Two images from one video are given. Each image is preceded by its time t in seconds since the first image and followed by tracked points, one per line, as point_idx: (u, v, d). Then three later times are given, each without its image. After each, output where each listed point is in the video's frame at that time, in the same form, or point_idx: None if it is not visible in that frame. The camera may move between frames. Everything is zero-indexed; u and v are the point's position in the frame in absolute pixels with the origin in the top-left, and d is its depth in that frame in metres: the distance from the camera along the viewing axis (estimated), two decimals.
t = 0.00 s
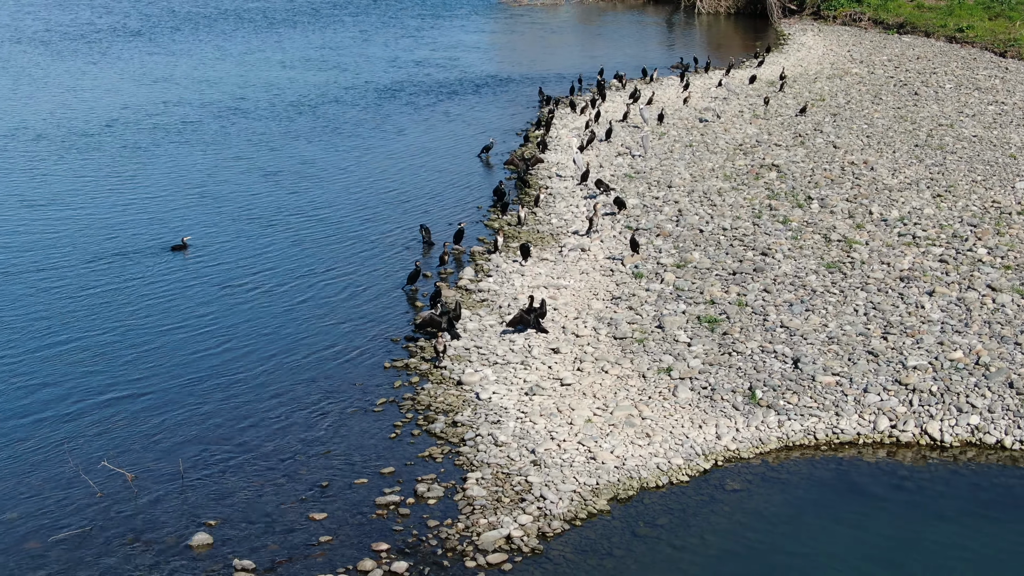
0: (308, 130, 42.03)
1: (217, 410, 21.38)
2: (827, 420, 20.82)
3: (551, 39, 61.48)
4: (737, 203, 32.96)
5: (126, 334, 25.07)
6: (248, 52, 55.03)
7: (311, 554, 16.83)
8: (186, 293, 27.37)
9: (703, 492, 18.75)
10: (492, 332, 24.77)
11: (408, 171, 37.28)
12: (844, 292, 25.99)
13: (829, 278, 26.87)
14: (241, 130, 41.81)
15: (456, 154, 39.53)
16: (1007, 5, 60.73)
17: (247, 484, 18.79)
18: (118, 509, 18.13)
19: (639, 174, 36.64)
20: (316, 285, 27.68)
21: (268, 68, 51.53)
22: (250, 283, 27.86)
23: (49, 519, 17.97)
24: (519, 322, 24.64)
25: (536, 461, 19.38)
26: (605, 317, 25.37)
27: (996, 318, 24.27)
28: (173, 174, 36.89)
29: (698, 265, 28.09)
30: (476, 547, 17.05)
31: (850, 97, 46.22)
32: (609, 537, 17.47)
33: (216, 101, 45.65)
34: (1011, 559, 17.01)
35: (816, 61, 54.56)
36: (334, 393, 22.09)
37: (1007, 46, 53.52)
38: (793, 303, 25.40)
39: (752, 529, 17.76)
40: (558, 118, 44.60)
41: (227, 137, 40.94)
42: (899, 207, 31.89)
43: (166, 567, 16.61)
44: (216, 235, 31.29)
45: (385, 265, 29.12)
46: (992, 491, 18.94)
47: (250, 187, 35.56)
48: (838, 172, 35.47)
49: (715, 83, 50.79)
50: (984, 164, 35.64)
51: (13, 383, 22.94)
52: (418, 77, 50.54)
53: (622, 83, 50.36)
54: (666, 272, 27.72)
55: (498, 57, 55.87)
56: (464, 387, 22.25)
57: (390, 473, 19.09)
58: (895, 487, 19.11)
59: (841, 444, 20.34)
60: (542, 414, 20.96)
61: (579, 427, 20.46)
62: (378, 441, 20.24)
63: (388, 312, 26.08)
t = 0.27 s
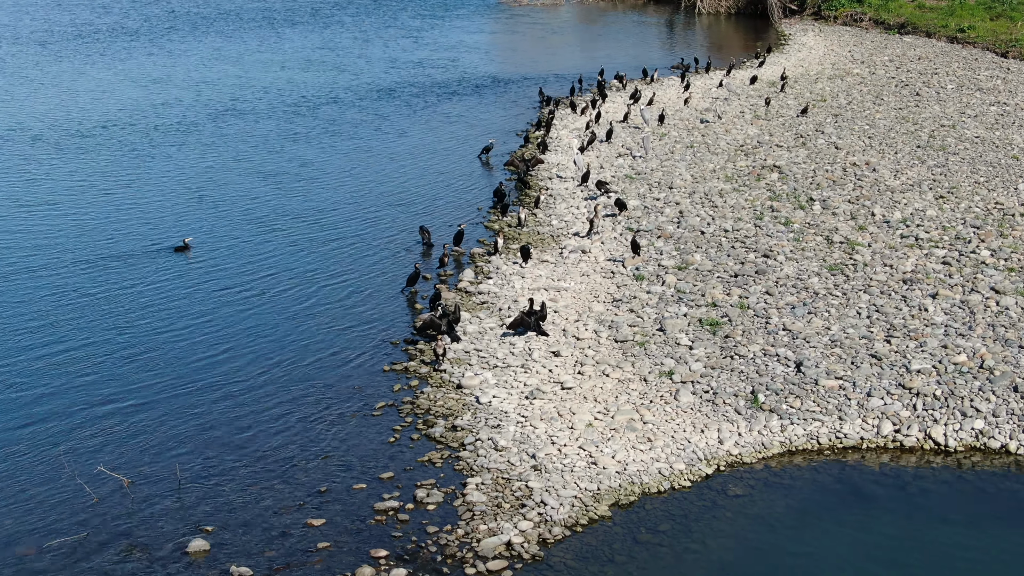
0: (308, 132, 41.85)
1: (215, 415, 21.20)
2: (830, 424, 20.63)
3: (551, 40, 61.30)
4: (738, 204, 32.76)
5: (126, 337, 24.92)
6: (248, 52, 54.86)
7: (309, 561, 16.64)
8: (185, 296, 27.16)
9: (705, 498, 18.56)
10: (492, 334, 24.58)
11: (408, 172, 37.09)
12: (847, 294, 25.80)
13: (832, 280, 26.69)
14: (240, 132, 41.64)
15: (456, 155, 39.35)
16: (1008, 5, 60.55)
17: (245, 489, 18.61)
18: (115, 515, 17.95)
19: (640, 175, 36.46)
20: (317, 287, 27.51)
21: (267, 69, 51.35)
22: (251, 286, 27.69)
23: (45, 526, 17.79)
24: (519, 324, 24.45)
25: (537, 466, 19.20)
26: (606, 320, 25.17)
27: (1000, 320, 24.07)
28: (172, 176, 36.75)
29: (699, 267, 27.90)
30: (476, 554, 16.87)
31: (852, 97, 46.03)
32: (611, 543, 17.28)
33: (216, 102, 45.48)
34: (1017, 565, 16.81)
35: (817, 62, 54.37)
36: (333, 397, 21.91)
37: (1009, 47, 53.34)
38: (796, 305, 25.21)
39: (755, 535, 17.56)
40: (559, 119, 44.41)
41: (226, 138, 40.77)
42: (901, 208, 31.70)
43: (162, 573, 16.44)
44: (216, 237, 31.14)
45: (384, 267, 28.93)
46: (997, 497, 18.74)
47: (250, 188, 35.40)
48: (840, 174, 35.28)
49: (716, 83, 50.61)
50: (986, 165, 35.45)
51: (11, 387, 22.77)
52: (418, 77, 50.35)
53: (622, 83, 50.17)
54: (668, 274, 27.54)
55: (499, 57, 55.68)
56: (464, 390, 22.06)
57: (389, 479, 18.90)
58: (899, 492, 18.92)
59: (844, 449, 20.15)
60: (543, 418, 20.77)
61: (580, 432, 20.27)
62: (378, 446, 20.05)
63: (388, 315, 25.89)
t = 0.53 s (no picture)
0: (307, 133, 41.66)
1: (213, 418, 21.01)
2: (833, 429, 20.44)
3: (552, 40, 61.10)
4: (739, 206, 32.57)
5: (126, 340, 24.75)
6: (247, 53, 54.68)
7: (307, 568, 16.45)
8: (184, 299, 26.98)
9: (707, 503, 18.37)
10: (492, 337, 24.40)
11: (408, 174, 36.90)
12: (850, 296, 25.61)
13: (834, 283, 26.49)
14: (239, 133, 41.47)
15: (456, 156, 39.16)
16: (1009, 5, 60.38)
17: (242, 495, 18.42)
18: (111, 521, 17.77)
19: (640, 176, 36.27)
20: (317, 289, 27.32)
21: (266, 69, 51.18)
22: (251, 288, 27.52)
23: (41, 532, 17.61)
24: (520, 327, 24.25)
25: (537, 471, 19.01)
26: (607, 322, 24.99)
27: (1004, 323, 23.88)
28: (172, 177, 36.58)
29: (701, 269, 27.71)
30: (475, 561, 16.68)
31: (853, 97, 45.84)
32: (612, 549, 17.10)
33: (214, 103, 45.32)
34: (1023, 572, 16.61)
35: (818, 62, 54.18)
36: (332, 401, 21.71)
37: (1011, 47, 53.15)
38: (798, 308, 25.02)
39: (757, 541, 17.37)
40: (559, 119, 44.22)
41: (225, 140, 40.59)
42: (904, 210, 31.50)
43: None
44: (216, 239, 30.97)
45: (383, 269, 28.74)
46: (1002, 502, 18.55)
47: (250, 190, 35.23)
48: (842, 175, 35.09)
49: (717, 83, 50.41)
50: (989, 166, 35.25)
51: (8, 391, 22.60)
52: (418, 78, 50.16)
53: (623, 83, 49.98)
54: (669, 276, 27.35)
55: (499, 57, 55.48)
56: (464, 394, 21.87)
57: (388, 483, 18.72)
58: (903, 497, 18.72)
59: (848, 453, 19.96)
60: (543, 422, 20.57)
61: (581, 436, 20.08)
62: (377, 450, 19.86)
63: (387, 317, 25.70)
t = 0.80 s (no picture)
0: (307, 134, 41.49)
1: (211, 423, 20.83)
2: (836, 433, 20.25)
3: (552, 40, 60.91)
4: (741, 207, 32.38)
5: (125, 343, 24.56)
6: (247, 53, 54.50)
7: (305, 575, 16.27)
8: (184, 301, 26.81)
9: (710, 509, 18.17)
10: (492, 340, 24.21)
11: (408, 175, 36.72)
12: (853, 299, 25.42)
13: (837, 285, 26.30)
14: (238, 134, 41.30)
15: (457, 157, 38.98)
16: (1011, 5, 60.19)
17: (240, 500, 18.24)
18: (108, 526, 17.59)
19: (641, 177, 36.08)
20: (317, 291, 27.14)
21: (266, 70, 51.01)
22: (252, 290, 27.33)
23: (36, 538, 17.44)
24: (520, 329, 24.06)
25: (538, 476, 18.82)
26: (608, 325, 24.80)
27: (1009, 326, 23.68)
28: (172, 179, 36.42)
29: (702, 271, 27.52)
30: (476, 567, 16.49)
31: (855, 98, 45.65)
32: (614, 556, 16.90)
33: (214, 104, 45.16)
34: None
35: (819, 62, 54.00)
36: (331, 405, 21.52)
37: (1012, 47, 52.96)
38: (801, 310, 24.83)
39: (761, 548, 17.17)
40: (559, 120, 44.03)
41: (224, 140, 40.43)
42: (906, 211, 31.30)
43: None
44: (216, 241, 30.80)
45: (383, 271, 28.54)
46: (1008, 508, 18.35)
47: (250, 191, 35.06)
48: (844, 176, 34.89)
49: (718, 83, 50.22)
50: (992, 167, 35.07)
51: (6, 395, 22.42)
52: (417, 78, 49.98)
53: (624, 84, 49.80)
54: (670, 278, 27.16)
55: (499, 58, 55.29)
56: (464, 397, 21.68)
57: (387, 488, 18.53)
58: (907, 502, 18.53)
59: (852, 457, 19.77)
60: (544, 426, 20.38)
61: (582, 440, 19.89)
62: (376, 454, 19.67)
63: (386, 320, 25.51)
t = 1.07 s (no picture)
0: (306, 135, 41.30)
1: (209, 427, 20.64)
2: (840, 437, 20.06)
3: (552, 40, 60.72)
4: (743, 208, 32.19)
5: (124, 346, 24.39)
6: (247, 54, 54.34)
7: None
8: (184, 304, 26.62)
9: (713, 515, 17.97)
10: (493, 343, 24.01)
11: (408, 176, 36.52)
12: (856, 302, 25.23)
13: (840, 287, 26.10)
14: (238, 135, 41.12)
15: (457, 158, 38.78)
16: (1012, 6, 59.99)
17: (238, 505, 18.04)
18: (104, 532, 17.40)
19: (642, 178, 35.89)
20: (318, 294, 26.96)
21: (266, 71, 50.84)
22: (252, 293, 27.15)
23: (32, 544, 17.25)
24: (521, 332, 23.87)
25: (539, 481, 18.62)
26: (610, 328, 24.61)
27: (1013, 329, 23.48)
28: (172, 180, 36.25)
29: (704, 274, 27.33)
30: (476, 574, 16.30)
31: (856, 99, 45.46)
32: (616, 563, 16.70)
33: (213, 105, 44.99)
34: None
35: (820, 63, 53.81)
36: (330, 409, 21.33)
37: (1014, 48, 52.77)
38: (804, 313, 24.63)
39: (764, 555, 16.96)
40: (560, 121, 43.84)
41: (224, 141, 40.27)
42: (909, 213, 31.11)
43: None
44: (216, 243, 30.62)
45: (383, 273, 28.35)
46: (1014, 513, 18.15)
47: (250, 193, 34.88)
48: (846, 177, 34.69)
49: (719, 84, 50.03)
50: (995, 168, 34.87)
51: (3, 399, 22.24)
52: (417, 79, 49.82)
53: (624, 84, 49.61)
54: (672, 281, 26.96)
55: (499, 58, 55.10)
56: (464, 401, 21.48)
57: (387, 494, 18.33)
58: (912, 508, 18.34)
59: (856, 462, 19.57)
60: (545, 430, 20.18)
61: (584, 445, 19.69)
62: (375, 459, 19.47)
63: (386, 323, 25.31)
